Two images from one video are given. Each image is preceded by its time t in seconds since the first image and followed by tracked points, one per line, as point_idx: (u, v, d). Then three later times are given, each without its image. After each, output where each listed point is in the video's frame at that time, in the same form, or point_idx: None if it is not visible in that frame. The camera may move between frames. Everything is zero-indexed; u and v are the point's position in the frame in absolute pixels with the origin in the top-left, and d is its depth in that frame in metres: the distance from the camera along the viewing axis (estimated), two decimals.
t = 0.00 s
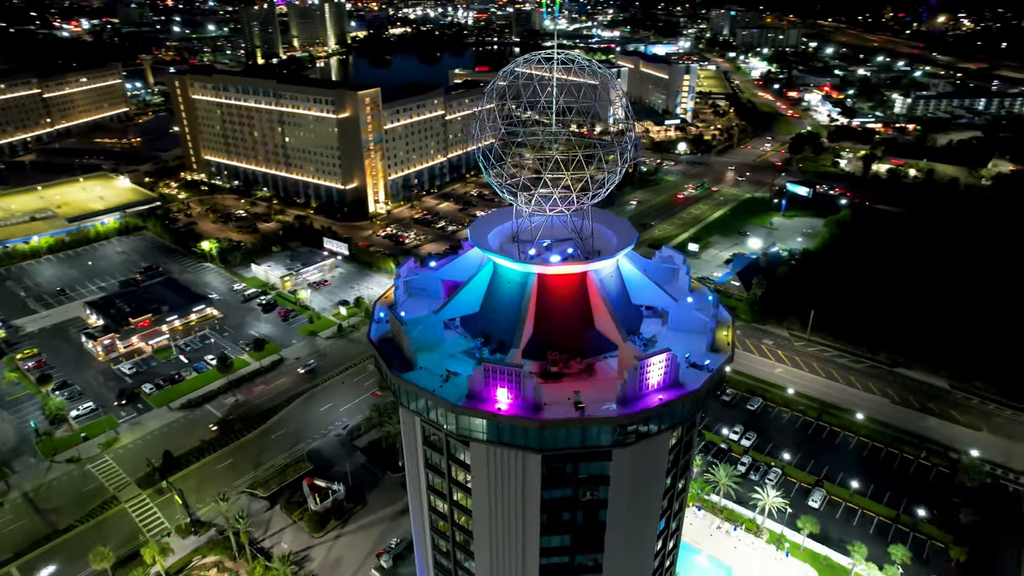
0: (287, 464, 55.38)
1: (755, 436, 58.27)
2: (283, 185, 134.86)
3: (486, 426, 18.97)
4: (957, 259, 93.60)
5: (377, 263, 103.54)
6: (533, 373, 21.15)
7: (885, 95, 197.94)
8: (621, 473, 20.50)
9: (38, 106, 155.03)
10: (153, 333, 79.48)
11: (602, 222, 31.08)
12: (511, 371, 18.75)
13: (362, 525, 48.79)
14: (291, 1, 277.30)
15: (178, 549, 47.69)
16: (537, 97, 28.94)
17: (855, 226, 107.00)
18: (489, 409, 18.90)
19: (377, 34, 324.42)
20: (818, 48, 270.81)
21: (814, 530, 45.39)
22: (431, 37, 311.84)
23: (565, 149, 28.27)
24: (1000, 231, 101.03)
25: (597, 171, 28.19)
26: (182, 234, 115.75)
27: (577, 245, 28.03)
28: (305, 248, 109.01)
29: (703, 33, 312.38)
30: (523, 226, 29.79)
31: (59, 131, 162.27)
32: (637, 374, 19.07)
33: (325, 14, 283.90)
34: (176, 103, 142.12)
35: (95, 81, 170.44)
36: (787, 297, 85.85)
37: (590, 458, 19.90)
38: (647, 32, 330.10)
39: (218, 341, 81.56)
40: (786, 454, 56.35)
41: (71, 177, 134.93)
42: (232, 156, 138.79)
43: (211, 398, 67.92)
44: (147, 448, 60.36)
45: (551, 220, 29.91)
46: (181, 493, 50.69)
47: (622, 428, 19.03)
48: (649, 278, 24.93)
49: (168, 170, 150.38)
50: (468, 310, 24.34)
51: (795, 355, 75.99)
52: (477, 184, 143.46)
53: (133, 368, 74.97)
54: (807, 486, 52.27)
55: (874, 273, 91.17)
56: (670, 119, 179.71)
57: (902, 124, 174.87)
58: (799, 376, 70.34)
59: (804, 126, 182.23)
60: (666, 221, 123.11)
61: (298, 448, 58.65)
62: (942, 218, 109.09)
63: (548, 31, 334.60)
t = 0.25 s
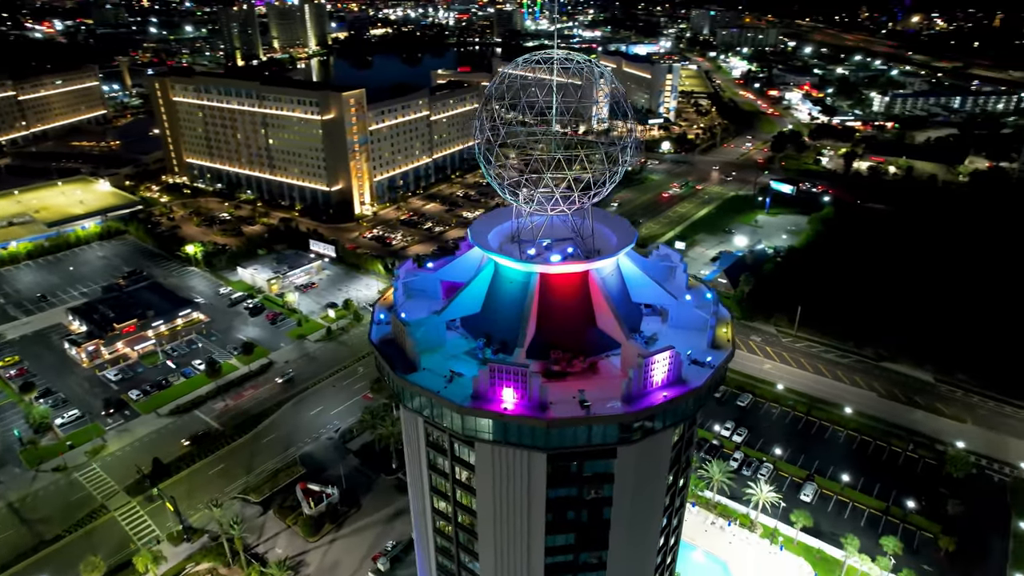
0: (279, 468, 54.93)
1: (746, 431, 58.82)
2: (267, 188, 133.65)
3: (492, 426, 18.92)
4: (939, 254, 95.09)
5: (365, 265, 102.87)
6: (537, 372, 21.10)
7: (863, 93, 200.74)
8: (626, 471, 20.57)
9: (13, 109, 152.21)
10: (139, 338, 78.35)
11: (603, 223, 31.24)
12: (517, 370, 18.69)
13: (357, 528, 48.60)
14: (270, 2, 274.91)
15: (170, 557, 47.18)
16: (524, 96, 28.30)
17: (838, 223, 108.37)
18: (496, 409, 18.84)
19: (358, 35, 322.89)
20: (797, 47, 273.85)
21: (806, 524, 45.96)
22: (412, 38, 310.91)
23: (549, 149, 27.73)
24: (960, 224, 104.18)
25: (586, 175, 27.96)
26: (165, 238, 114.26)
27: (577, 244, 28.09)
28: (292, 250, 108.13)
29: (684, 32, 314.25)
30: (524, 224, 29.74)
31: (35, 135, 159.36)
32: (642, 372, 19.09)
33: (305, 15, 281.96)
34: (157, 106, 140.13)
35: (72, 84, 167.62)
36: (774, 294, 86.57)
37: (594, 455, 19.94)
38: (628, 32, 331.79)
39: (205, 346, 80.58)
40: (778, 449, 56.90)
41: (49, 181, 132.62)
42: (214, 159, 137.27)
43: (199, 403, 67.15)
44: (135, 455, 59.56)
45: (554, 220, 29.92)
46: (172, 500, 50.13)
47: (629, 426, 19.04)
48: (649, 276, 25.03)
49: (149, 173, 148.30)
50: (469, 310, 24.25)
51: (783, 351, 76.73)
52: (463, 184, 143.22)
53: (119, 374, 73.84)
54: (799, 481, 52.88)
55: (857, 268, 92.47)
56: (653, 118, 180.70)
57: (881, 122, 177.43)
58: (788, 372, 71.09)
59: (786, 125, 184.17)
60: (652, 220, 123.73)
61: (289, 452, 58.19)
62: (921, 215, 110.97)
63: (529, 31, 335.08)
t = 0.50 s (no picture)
0: (272, 473, 54.54)
1: (738, 428, 59.26)
2: (253, 190, 132.56)
3: (497, 426, 18.84)
4: (922, 250, 96.45)
5: (354, 267, 102.39)
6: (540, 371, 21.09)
7: (845, 92, 203.04)
8: (630, 469, 20.57)
9: None
10: (126, 343, 77.28)
11: (603, 222, 31.34)
12: (522, 370, 18.63)
13: (353, 531, 48.41)
14: (252, 3, 272.79)
15: (163, 564, 46.70)
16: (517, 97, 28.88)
17: (823, 220, 109.54)
18: (501, 409, 18.79)
19: (341, 36, 321.32)
20: (778, 47, 276.40)
21: (800, 518, 46.50)
22: (396, 38, 309.80)
23: (537, 149, 28.20)
24: (941, 221, 105.77)
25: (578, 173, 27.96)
26: (150, 241, 112.96)
27: (578, 243, 28.10)
28: (279, 253, 107.33)
29: (667, 32, 315.71)
30: (524, 224, 29.71)
31: (14, 138, 156.70)
32: (647, 370, 19.11)
33: (288, 15, 280.13)
34: (139, 108, 138.43)
35: (51, 86, 165.01)
36: (762, 291, 87.35)
37: (599, 454, 19.91)
38: (611, 32, 332.93)
39: (194, 350, 79.80)
40: (770, 445, 57.38)
41: (29, 184, 130.49)
42: (199, 161, 135.91)
43: (189, 408, 66.44)
44: (125, 461, 58.87)
45: (555, 219, 29.89)
46: (164, 507, 49.64)
47: (634, 423, 19.06)
48: (648, 275, 25.11)
49: (132, 176, 146.47)
50: (471, 311, 24.18)
51: (772, 348, 77.41)
52: (450, 185, 143.01)
53: (106, 380, 72.89)
54: (791, 476, 53.39)
55: (843, 265, 93.47)
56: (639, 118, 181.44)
57: (863, 120, 179.55)
58: (779, 368, 71.75)
59: (770, 123, 185.81)
60: (640, 219, 124.26)
61: (282, 456, 57.77)
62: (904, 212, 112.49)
63: (513, 31, 335.27)
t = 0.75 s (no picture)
0: (264, 478, 54.09)
1: (729, 424, 59.79)
2: (237, 193, 131.20)
3: (504, 426, 18.86)
4: (904, 246, 97.93)
5: (341, 269, 101.76)
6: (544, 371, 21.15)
7: (824, 91, 205.56)
8: (633, 467, 20.70)
9: None
10: (111, 349, 76.03)
11: (602, 222, 31.23)
12: (528, 369, 18.66)
13: (348, 535, 48.17)
14: (231, 4, 270.01)
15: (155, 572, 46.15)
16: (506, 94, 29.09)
17: (807, 218, 110.78)
18: (507, 408, 18.79)
19: (322, 37, 319.42)
20: (758, 46, 279.11)
21: (793, 513, 47.15)
22: (377, 39, 308.54)
23: (525, 149, 28.42)
24: (922, 217, 107.50)
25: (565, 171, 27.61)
26: (133, 245, 111.36)
27: (579, 243, 28.00)
28: (265, 256, 106.31)
29: (648, 32, 317.17)
30: (523, 224, 29.60)
31: None
32: (651, 368, 19.26)
33: (267, 16, 278.02)
34: (118, 110, 136.33)
35: (26, 88, 161.93)
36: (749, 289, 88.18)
37: (604, 452, 20.00)
38: (592, 32, 334.19)
39: (181, 355, 78.78)
40: (761, 441, 57.95)
41: (6, 188, 127.97)
42: (181, 164, 134.25)
43: (178, 414, 65.67)
44: (114, 469, 58.06)
45: (555, 220, 29.63)
46: (156, 514, 49.06)
47: (639, 421, 19.18)
48: (648, 273, 25.29)
49: (112, 179, 144.24)
50: (473, 311, 24.19)
51: (761, 345, 78.12)
52: (436, 185, 142.67)
53: (91, 387, 71.72)
54: (783, 471, 53.98)
55: (824, 262, 94.57)
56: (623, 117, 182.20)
57: (842, 118, 181.93)
58: (768, 365, 72.46)
59: (751, 122, 187.65)
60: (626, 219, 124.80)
61: (274, 461, 57.37)
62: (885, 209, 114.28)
63: (494, 32, 335.37)
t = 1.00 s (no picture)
0: (258, 482, 53.75)
1: (722, 421, 60.26)
2: (223, 195, 129.97)
3: (509, 425, 18.88)
4: (888, 242, 99.17)
5: (330, 271, 101.14)
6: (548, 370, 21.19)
7: (807, 89, 207.56)
8: (637, 464, 20.78)
9: None
10: (97, 354, 74.94)
11: (602, 223, 31.23)
12: (534, 369, 18.68)
13: (343, 538, 47.99)
14: (212, 5, 267.40)
15: None
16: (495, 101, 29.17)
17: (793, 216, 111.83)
18: (512, 408, 18.81)
19: (305, 38, 317.53)
20: (741, 46, 281.23)
21: (787, 508, 47.69)
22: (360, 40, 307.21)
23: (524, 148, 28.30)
24: (905, 214, 108.93)
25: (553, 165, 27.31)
26: (117, 249, 109.91)
27: (579, 243, 27.94)
28: (253, 258, 105.44)
29: (631, 32, 318.26)
30: (523, 223, 29.48)
31: None
32: (654, 366, 19.39)
33: (249, 17, 275.80)
34: (100, 112, 134.39)
35: (4, 90, 159.12)
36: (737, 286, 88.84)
37: (608, 450, 20.07)
38: (576, 32, 335.12)
39: (170, 359, 77.91)
40: (754, 437, 58.45)
41: None
42: (166, 166, 132.76)
43: (168, 419, 65.01)
44: (103, 475, 57.34)
45: (555, 219, 29.46)
46: (148, 521, 48.57)
47: (644, 419, 19.28)
48: (647, 271, 25.41)
49: (94, 182, 142.20)
50: (474, 311, 24.19)
51: (750, 342, 78.70)
52: (423, 186, 142.31)
53: (78, 394, 70.69)
54: (776, 466, 54.50)
55: (810, 259, 95.53)
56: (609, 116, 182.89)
57: (825, 117, 183.97)
58: (758, 362, 73.04)
59: (735, 121, 189.12)
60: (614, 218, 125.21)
61: (267, 465, 56.99)
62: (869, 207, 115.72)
63: (478, 32, 335.28)
